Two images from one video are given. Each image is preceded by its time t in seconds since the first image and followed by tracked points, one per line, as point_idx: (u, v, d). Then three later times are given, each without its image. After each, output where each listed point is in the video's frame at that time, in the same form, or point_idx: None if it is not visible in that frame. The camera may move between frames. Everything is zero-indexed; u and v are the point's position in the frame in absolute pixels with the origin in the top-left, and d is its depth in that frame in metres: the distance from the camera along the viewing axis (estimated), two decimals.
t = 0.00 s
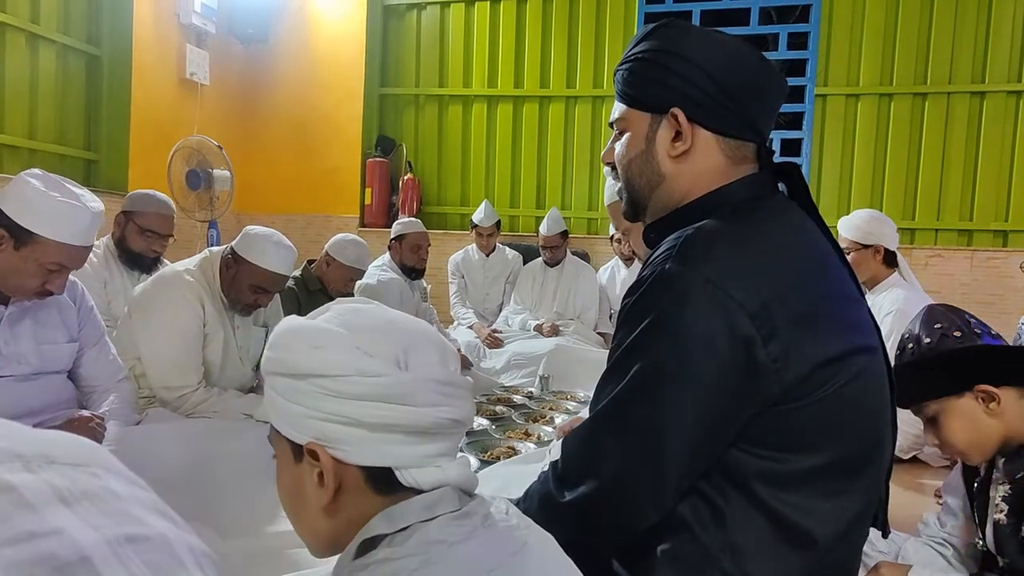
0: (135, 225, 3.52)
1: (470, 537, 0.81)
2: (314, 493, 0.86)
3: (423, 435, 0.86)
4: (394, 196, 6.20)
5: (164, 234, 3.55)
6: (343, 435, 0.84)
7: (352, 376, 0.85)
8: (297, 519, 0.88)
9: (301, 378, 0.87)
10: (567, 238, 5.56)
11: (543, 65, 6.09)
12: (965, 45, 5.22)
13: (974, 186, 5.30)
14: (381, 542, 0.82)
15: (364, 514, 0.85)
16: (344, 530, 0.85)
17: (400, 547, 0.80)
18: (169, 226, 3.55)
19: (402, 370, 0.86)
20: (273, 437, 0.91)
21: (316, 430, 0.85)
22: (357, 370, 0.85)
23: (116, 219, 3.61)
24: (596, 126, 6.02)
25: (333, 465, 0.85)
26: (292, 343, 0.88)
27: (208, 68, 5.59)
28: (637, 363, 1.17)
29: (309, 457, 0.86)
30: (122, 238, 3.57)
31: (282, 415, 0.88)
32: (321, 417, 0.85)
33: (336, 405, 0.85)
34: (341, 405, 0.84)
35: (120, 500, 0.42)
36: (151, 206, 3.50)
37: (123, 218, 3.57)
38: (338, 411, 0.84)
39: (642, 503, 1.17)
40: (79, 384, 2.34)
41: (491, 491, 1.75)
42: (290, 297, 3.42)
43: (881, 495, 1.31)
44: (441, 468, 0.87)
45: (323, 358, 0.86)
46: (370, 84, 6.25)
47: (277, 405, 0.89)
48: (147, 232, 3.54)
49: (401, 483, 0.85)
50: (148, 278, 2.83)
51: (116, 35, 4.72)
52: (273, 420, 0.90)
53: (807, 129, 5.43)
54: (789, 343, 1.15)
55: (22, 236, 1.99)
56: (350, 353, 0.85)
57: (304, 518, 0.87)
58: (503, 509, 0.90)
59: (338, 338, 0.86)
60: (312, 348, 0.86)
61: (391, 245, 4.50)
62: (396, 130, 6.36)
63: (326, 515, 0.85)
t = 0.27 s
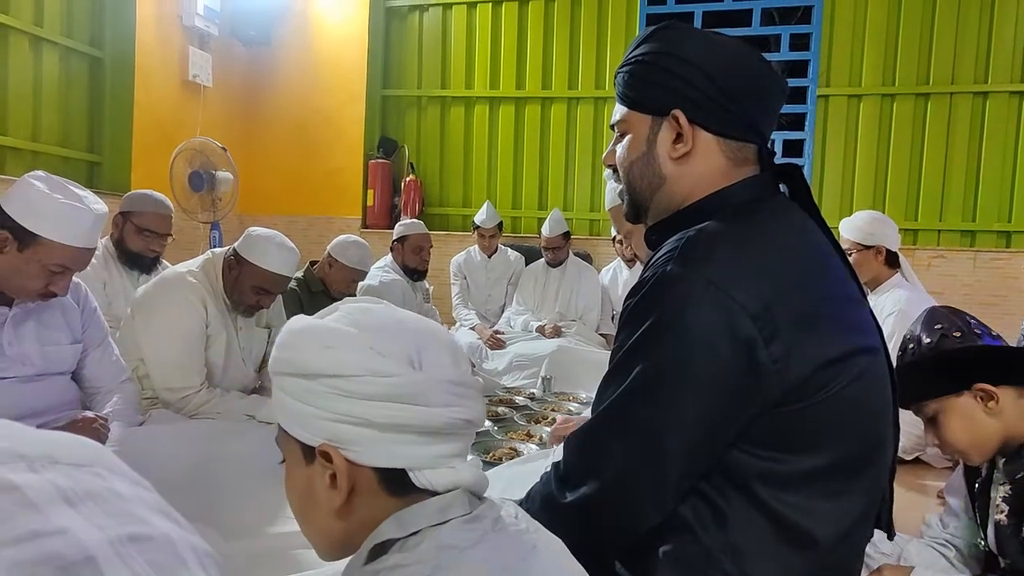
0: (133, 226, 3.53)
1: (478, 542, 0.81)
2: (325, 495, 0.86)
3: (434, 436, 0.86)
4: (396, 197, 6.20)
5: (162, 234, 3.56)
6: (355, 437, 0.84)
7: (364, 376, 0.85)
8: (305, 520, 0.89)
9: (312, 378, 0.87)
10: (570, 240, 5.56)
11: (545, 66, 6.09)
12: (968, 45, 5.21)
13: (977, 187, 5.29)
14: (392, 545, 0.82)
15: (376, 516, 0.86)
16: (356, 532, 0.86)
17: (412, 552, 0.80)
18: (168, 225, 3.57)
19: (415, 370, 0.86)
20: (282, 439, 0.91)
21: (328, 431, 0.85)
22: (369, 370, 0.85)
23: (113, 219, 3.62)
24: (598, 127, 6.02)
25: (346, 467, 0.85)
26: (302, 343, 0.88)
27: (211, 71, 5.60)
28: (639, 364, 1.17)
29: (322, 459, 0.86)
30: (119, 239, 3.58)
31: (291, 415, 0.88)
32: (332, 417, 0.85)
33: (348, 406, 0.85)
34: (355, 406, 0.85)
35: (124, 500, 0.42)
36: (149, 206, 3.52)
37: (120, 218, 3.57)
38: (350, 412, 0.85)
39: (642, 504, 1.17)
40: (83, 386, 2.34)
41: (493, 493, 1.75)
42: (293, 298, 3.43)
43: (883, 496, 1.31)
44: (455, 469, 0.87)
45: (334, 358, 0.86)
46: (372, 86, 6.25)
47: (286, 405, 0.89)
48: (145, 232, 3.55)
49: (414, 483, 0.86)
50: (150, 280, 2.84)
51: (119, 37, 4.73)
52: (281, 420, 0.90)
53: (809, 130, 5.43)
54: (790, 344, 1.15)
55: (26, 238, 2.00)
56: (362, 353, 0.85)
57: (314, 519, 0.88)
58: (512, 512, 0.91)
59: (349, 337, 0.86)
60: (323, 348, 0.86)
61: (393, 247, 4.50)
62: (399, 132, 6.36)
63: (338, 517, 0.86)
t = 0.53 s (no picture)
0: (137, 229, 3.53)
1: (484, 543, 0.81)
2: (328, 495, 0.87)
3: (439, 437, 0.86)
4: (398, 199, 6.21)
5: (165, 235, 3.55)
6: (360, 437, 0.85)
7: (372, 377, 0.85)
8: (309, 520, 0.89)
9: (316, 377, 0.87)
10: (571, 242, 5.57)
11: (546, 68, 6.09)
12: (970, 47, 5.21)
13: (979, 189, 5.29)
14: (395, 548, 0.82)
15: (379, 517, 0.86)
16: (357, 533, 0.86)
17: (415, 554, 0.80)
18: (171, 226, 3.55)
19: (421, 372, 0.86)
20: (285, 442, 0.92)
21: (333, 431, 0.85)
22: (378, 371, 0.85)
23: (117, 221, 3.62)
24: (600, 129, 6.02)
25: (350, 467, 0.85)
26: (308, 344, 0.88)
27: (213, 72, 5.61)
28: (641, 365, 1.17)
29: (325, 459, 0.86)
30: (123, 240, 3.58)
31: (295, 415, 0.89)
32: (337, 417, 0.85)
33: (355, 407, 0.85)
34: (361, 406, 0.85)
35: (128, 498, 0.43)
36: (152, 208, 3.52)
37: (123, 220, 3.57)
38: (355, 412, 0.85)
39: (645, 505, 1.17)
40: (85, 386, 2.35)
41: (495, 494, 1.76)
42: (294, 300, 3.44)
43: (885, 499, 1.31)
44: (459, 469, 0.87)
45: (342, 358, 0.86)
46: (374, 88, 6.26)
47: (291, 405, 0.89)
48: (147, 233, 3.54)
49: (418, 485, 0.86)
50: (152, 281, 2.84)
51: (122, 39, 4.74)
52: (286, 420, 0.90)
53: (811, 132, 5.43)
54: (792, 346, 1.15)
55: (28, 238, 2.01)
56: (370, 353, 0.86)
57: (317, 519, 0.88)
58: (516, 515, 0.91)
59: (358, 338, 0.87)
60: (331, 349, 0.87)
61: (396, 248, 4.51)
62: (401, 133, 6.37)
63: (340, 517, 0.86)
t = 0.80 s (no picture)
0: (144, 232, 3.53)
1: (476, 539, 0.82)
2: (320, 498, 0.87)
3: (427, 435, 0.87)
4: (400, 201, 6.22)
5: (174, 239, 3.55)
6: (349, 437, 0.85)
7: (357, 377, 0.85)
8: (302, 524, 0.89)
9: (305, 380, 0.87)
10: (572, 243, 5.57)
11: (548, 70, 6.10)
12: (972, 50, 5.22)
13: (981, 191, 5.29)
14: (388, 544, 0.82)
15: (370, 517, 0.86)
16: (350, 534, 0.86)
17: (407, 550, 0.80)
18: (179, 231, 3.55)
19: (407, 371, 0.87)
20: (277, 447, 0.92)
21: (321, 433, 0.85)
22: (362, 371, 0.86)
23: (126, 224, 3.63)
24: (602, 131, 6.02)
25: (339, 467, 0.85)
26: (296, 348, 0.89)
27: (216, 74, 5.61)
28: (643, 366, 1.17)
29: (316, 461, 0.87)
30: (131, 244, 3.59)
31: (286, 419, 0.89)
32: (326, 419, 0.85)
33: (341, 407, 0.85)
34: (348, 407, 0.85)
35: (135, 495, 0.43)
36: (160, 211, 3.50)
37: (132, 223, 3.58)
38: (344, 413, 0.85)
39: (646, 506, 1.18)
40: (88, 386, 2.35)
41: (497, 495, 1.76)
42: (295, 301, 3.46)
43: (886, 501, 1.31)
44: (448, 467, 0.88)
45: (328, 360, 0.86)
46: (376, 90, 6.28)
47: (280, 409, 0.89)
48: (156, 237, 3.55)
49: (407, 483, 0.86)
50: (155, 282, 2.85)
51: (124, 40, 4.75)
52: (276, 425, 0.90)
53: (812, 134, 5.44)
54: (793, 347, 1.15)
55: (31, 239, 2.01)
56: (354, 354, 0.86)
57: (310, 522, 0.88)
58: (507, 512, 0.91)
59: (342, 339, 0.87)
60: (317, 351, 0.87)
61: (397, 250, 4.52)
62: (403, 135, 6.38)
63: (333, 519, 0.86)
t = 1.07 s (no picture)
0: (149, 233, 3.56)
1: (469, 535, 0.82)
2: (314, 500, 0.87)
3: (416, 433, 0.87)
4: (402, 202, 6.22)
5: (177, 240, 3.60)
6: (338, 437, 0.85)
7: (343, 377, 0.86)
8: (297, 527, 0.89)
9: (293, 384, 0.87)
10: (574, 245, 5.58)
11: (551, 72, 6.11)
12: (974, 53, 5.22)
13: (983, 194, 5.29)
14: (381, 542, 0.82)
15: (362, 517, 0.86)
16: (345, 535, 0.86)
17: (402, 546, 0.80)
18: (182, 232, 3.60)
19: (394, 371, 0.87)
20: (269, 452, 0.91)
21: (311, 435, 0.85)
22: (349, 372, 0.86)
23: (130, 225, 3.64)
24: (604, 133, 6.02)
25: (331, 468, 0.85)
26: (283, 353, 0.89)
27: (219, 75, 5.62)
28: (646, 368, 1.17)
29: (307, 463, 0.87)
30: (135, 245, 3.60)
31: (276, 423, 0.88)
32: (315, 420, 0.85)
33: (329, 407, 0.85)
34: (335, 408, 0.85)
35: (142, 493, 0.43)
36: (164, 213, 3.54)
37: (136, 224, 3.59)
38: (332, 414, 0.85)
39: (648, 508, 1.17)
40: (90, 386, 2.35)
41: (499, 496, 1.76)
42: (298, 303, 3.46)
43: (889, 503, 1.31)
44: (437, 464, 0.88)
45: (315, 362, 0.87)
46: (379, 91, 6.29)
47: (270, 415, 0.89)
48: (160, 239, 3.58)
49: (399, 481, 0.86)
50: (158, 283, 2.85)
51: (128, 42, 4.76)
52: (267, 430, 0.90)
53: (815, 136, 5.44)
54: (796, 349, 1.15)
55: (35, 239, 2.01)
56: (340, 355, 0.86)
57: (304, 524, 0.88)
58: (502, 510, 0.91)
59: (329, 342, 0.88)
60: (305, 355, 0.87)
61: (400, 251, 4.52)
62: (405, 136, 6.39)
63: (327, 520, 0.86)
